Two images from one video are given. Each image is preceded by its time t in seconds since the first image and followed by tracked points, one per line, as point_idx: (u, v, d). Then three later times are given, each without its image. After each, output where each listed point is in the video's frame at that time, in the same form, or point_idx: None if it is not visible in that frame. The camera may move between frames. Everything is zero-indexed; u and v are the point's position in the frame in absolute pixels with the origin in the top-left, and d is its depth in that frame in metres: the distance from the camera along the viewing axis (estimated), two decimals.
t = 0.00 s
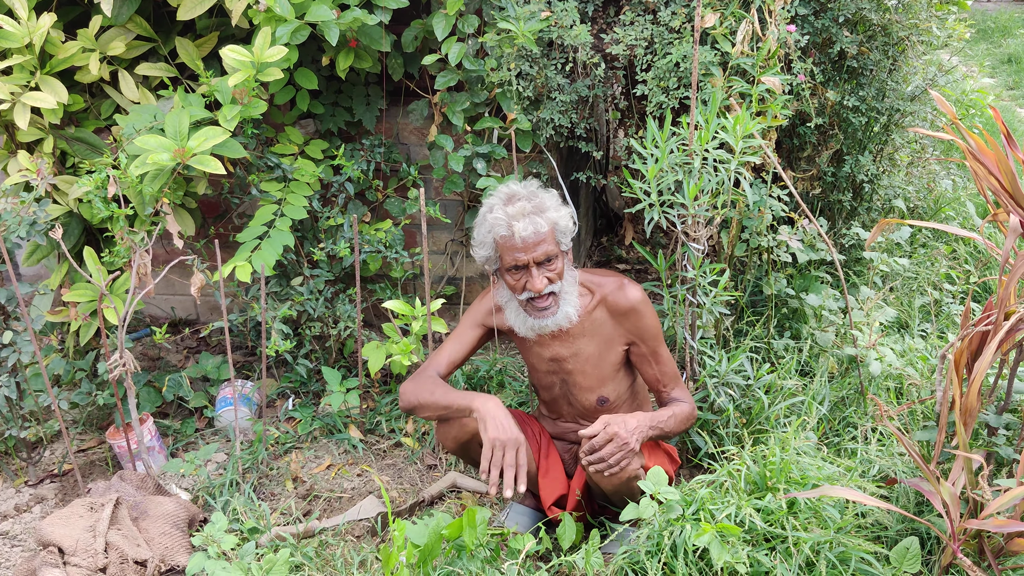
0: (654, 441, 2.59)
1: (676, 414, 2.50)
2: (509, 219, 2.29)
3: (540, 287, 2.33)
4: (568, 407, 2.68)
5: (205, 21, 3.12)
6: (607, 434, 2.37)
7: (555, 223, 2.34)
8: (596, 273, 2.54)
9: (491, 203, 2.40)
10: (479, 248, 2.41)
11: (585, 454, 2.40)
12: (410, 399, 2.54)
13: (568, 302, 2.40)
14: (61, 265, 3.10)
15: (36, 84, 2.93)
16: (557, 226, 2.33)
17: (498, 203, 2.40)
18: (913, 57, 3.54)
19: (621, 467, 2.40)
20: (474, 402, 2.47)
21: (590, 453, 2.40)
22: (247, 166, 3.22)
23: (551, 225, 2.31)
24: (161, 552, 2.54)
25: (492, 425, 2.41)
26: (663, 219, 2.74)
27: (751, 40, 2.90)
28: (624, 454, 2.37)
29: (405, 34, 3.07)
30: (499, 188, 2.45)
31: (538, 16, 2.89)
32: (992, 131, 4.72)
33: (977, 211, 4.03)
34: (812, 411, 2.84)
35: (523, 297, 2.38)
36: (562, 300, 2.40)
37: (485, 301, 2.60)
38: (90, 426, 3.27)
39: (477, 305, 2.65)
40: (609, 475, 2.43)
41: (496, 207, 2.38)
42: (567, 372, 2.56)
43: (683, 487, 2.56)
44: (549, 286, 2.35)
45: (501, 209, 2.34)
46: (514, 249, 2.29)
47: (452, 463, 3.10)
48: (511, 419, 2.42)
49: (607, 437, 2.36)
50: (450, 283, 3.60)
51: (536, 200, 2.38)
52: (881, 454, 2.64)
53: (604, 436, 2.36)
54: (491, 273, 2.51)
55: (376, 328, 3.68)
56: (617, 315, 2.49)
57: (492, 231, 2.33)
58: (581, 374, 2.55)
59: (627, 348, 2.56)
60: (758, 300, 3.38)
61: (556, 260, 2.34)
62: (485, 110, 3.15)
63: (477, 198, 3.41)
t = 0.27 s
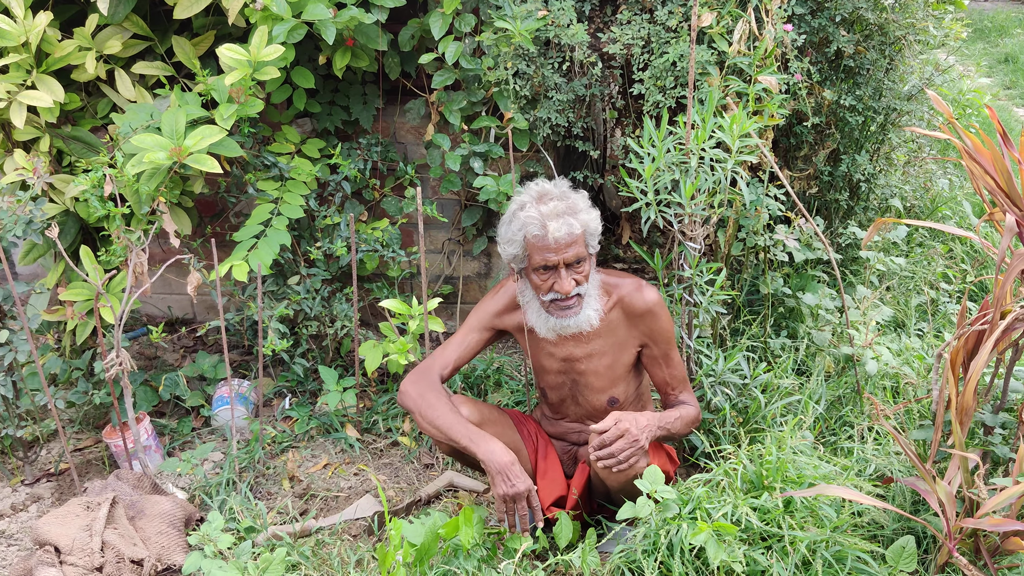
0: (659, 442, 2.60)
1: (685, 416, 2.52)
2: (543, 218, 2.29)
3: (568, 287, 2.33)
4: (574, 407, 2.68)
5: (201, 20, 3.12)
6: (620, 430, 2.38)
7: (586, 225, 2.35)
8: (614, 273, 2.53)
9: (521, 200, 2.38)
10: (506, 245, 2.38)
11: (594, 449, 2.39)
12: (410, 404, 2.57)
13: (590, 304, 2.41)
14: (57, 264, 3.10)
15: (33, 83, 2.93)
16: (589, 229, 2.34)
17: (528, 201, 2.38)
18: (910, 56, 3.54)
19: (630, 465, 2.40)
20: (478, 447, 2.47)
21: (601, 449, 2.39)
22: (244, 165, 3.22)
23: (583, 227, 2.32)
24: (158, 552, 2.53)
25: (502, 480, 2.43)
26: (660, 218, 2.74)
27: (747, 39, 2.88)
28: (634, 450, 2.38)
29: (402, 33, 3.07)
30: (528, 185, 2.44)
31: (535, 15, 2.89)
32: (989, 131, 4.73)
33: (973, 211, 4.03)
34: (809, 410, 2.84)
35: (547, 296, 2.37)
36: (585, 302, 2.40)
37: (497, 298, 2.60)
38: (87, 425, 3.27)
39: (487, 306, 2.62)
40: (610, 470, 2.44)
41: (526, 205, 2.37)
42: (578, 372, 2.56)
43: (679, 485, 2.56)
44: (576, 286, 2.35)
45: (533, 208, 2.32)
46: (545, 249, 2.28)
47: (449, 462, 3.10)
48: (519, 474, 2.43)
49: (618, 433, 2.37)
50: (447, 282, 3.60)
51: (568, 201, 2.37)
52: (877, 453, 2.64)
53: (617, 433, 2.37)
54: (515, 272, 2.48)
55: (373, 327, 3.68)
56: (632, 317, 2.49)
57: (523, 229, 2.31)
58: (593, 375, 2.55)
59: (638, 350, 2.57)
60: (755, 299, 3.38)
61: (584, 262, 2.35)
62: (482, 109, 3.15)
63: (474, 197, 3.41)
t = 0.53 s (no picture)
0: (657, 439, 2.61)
1: (684, 414, 2.54)
2: (546, 220, 2.28)
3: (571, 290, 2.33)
4: (573, 407, 2.68)
5: (198, 18, 3.11)
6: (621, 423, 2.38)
7: (589, 227, 2.35)
8: (614, 273, 2.53)
9: (524, 202, 2.37)
10: (509, 247, 2.38)
11: (595, 442, 2.38)
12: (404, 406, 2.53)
13: (592, 305, 2.40)
14: (53, 262, 3.09)
15: (29, 81, 2.93)
16: (592, 231, 2.35)
17: (531, 202, 2.38)
18: (907, 55, 3.54)
19: (631, 457, 2.39)
20: (473, 458, 2.46)
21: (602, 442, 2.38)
22: (240, 163, 3.22)
23: (586, 229, 2.32)
24: (155, 550, 2.54)
25: (496, 493, 2.45)
26: (657, 218, 2.73)
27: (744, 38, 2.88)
28: (636, 443, 2.38)
29: (399, 31, 3.07)
30: (530, 186, 2.43)
31: (532, 14, 2.89)
32: (986, 130, 4.73)
33: (970, 210, 4.04)
34: (805, 409, 2.84)
35: (550, 298, 2.36)
36: (587, 304, 2.40)
37: (494, 300, 2.57)
38: (84, 424, 3.26)
39: (484, 308, 2.59)
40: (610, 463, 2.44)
41: (529, 207, 2.36)
42: (578, 373, 2.56)
43: (676, 484, 2.56)
44: (578, 288, 2.35)
45: (537, 210, 2.32)
46: (549, 251, 2.27)
47: (446, 461, 3.10)
48: (514, 486, 2.45)
49: (619, 426, 2.36)
50: (444, 281, 3.60)
51: (571, 203, 2.37)
52: (873, 452, 2.64)
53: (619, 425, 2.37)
54: (517, 273, 2.47)
55: (370, 326, 3.68)
56: (632, 318, 2.49)
57: (527, 230, 2.31)
58: (593, 375, 2.55)
59: (638, 350, 2.58)
60: (752, 298, 3.38)
61: (586, 264, 2.35)
62: (479, 107, 3.15)
63: (471, 195, 3.41)
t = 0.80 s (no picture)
0: (653, 437, 2.59)
1: (682, 411, 2.51)
2: (529, 227, 2.26)
3: (552, 294, 2.33)
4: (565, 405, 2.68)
5: (195, 14, 3.10)
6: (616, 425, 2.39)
7: (574, 234, 2.32)
8: (605, 272, 2.53)
9: (509, 205, 2.36)
10: (494, 250, 2.38)
11: (589, 445, 2.41)
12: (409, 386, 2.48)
13: (576, 307, 2.40)
14: (50, 258, 3.09)
15: (26, 77, 2.92)
16: (577, 238, 2.32)
17: (516, 206, 2.36)
18: (905, 53, 3.54)
19: (625, 460, 2.40)
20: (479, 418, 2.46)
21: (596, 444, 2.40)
22: (238, 159, 3.21)
23: (570, 237, 2.29)
24: (152, 547, 2.53)
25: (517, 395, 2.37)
26: (655, 215, 2.73)
27: (742, 35, 2.88)
28: (630, 445, 2.39)
29: (397, 27, 3.06)
30: (519, 188, 2.42)
31: (530, 11, 2.89)
32: (983, 128, 4.73)
33: (967, 208, 4.04)
34: (802, 407, 2.84)
35: (533, 300, 2.37)
36: (571, 307, 2.39)
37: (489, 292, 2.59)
38: (80, 420, 3.26)
39: (479, 300, 2.60)
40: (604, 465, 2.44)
41: (514, 210, 2.35)
42: (568, 370, 2.56)
43: (673, 481, 2.56)
44: (561, 292, 2.35)
45: (520, 215, 2.30)
46: (531, 258, 2.27)
47: (443, 458, 3.10)
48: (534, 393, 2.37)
49: (613, 428, 2.38)
50: (441, 277, 3.59)
51: (557, 208, 2.34)
52: (871, 449, 2.64)
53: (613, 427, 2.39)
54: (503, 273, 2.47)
55: (367, 323, 3.68)
56: (623, 316, 2.48)
57: (510, 236, 2.30)
58: (583, 373, 2.55)
59: (632, 348, 2.57)
60: (749, 295, 3.38)
61: (570, 270, 2.33)
62: (477, 104, 3.15)
63: (469, 192, 3.41)
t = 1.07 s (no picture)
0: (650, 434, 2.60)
1: (679, 405, 2.50)
2: (511, 217, 2.30)
3: (539, 285, 2.34)
4: (563, 400, 2.69)
5: (193, 11, 3.11)
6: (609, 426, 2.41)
7: (558, 223, 2.34)
8: (598, 265, 2.54)
9: (495, 199, 2.41)
10: (482, 243, 2.44)
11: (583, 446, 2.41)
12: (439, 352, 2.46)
13: (568, 301, 2.41)
14: (48, 255, 3.09)
15: (23, 73, 2.92)
16: (560, 227, 2.33)
17: (501, 199, 2.40)
18: (903, 51, 3.54)
19: (619, 461, 2.41)
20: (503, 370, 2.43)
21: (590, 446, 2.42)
22: (236, 157, 3.21)
23: (553, 226, 2.31)
24: (149, 544, 2.53)
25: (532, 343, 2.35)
26: (652, 213, 2.74)
27: (741, 33, 2.88)
28: (624, 447, 2.39)
29: (396, 25, 3.06)
30: (505, 182, 2.46)
31: (529, 8, 2.88)
32: (981, 126, 4.74)
33: (966, 207, 4.04)
34: (800, 405, 2.85)
35: (522, 292, 2.39)
36: (561, 300, 2.41)
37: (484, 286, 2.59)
38: (78, 417, 3.26)
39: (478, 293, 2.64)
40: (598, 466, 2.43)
41: (499, 203, 2.39)
42: (564, 365, 2.56)
43: (671, 479, 2.56)
44: (549, 283, 2.36)
45: (503, 207, 2.35)
46: (514, 249, 2.30)
47: (440, 455, 3.10)
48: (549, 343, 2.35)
49: (606, 429, 2.39)
50: (439, 275, 3.59)
51: (541, 198, 2.37)
52: (868, 447, 2.65)
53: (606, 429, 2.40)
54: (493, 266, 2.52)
55: (365, 320, 3.67)
56: (618, 308, 2.48)
57: (494, 227, 2.34)
58: (580, 368, 2.56)
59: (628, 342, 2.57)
60: (747, 293, 3.38)
61: (557, 260, 2.34)
62: (476, 101, 3.15)
63: (467, 190, 3.41)
